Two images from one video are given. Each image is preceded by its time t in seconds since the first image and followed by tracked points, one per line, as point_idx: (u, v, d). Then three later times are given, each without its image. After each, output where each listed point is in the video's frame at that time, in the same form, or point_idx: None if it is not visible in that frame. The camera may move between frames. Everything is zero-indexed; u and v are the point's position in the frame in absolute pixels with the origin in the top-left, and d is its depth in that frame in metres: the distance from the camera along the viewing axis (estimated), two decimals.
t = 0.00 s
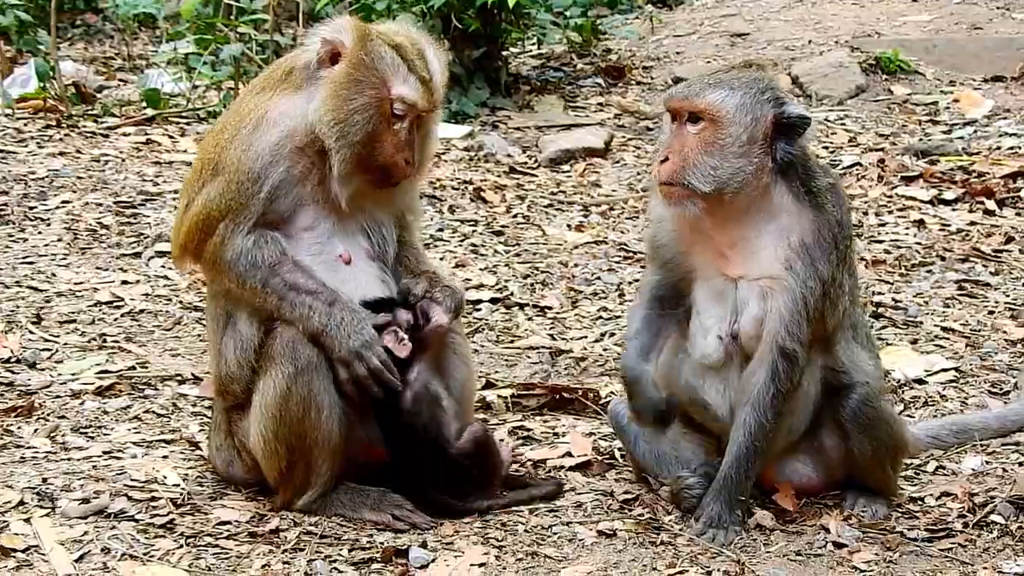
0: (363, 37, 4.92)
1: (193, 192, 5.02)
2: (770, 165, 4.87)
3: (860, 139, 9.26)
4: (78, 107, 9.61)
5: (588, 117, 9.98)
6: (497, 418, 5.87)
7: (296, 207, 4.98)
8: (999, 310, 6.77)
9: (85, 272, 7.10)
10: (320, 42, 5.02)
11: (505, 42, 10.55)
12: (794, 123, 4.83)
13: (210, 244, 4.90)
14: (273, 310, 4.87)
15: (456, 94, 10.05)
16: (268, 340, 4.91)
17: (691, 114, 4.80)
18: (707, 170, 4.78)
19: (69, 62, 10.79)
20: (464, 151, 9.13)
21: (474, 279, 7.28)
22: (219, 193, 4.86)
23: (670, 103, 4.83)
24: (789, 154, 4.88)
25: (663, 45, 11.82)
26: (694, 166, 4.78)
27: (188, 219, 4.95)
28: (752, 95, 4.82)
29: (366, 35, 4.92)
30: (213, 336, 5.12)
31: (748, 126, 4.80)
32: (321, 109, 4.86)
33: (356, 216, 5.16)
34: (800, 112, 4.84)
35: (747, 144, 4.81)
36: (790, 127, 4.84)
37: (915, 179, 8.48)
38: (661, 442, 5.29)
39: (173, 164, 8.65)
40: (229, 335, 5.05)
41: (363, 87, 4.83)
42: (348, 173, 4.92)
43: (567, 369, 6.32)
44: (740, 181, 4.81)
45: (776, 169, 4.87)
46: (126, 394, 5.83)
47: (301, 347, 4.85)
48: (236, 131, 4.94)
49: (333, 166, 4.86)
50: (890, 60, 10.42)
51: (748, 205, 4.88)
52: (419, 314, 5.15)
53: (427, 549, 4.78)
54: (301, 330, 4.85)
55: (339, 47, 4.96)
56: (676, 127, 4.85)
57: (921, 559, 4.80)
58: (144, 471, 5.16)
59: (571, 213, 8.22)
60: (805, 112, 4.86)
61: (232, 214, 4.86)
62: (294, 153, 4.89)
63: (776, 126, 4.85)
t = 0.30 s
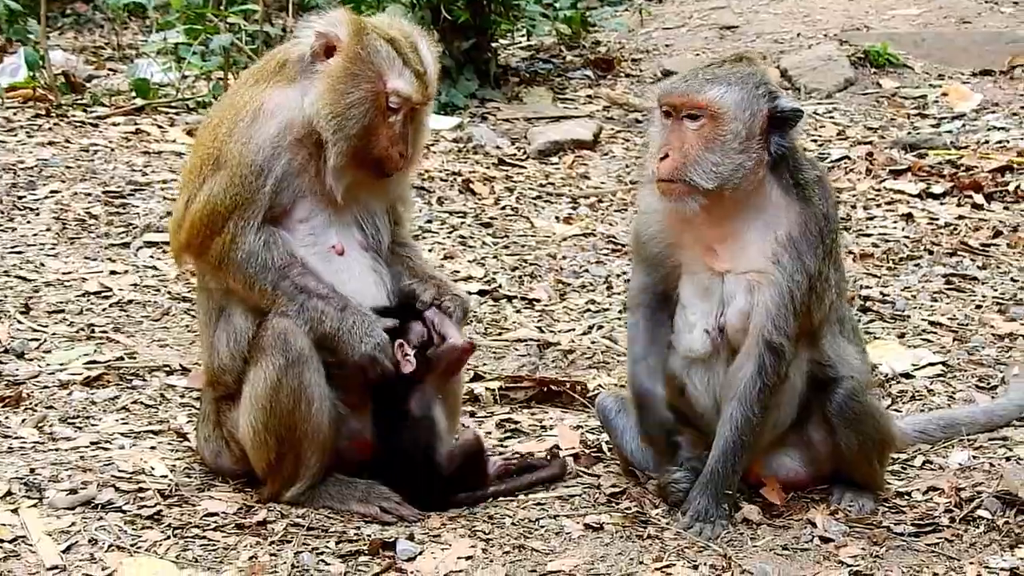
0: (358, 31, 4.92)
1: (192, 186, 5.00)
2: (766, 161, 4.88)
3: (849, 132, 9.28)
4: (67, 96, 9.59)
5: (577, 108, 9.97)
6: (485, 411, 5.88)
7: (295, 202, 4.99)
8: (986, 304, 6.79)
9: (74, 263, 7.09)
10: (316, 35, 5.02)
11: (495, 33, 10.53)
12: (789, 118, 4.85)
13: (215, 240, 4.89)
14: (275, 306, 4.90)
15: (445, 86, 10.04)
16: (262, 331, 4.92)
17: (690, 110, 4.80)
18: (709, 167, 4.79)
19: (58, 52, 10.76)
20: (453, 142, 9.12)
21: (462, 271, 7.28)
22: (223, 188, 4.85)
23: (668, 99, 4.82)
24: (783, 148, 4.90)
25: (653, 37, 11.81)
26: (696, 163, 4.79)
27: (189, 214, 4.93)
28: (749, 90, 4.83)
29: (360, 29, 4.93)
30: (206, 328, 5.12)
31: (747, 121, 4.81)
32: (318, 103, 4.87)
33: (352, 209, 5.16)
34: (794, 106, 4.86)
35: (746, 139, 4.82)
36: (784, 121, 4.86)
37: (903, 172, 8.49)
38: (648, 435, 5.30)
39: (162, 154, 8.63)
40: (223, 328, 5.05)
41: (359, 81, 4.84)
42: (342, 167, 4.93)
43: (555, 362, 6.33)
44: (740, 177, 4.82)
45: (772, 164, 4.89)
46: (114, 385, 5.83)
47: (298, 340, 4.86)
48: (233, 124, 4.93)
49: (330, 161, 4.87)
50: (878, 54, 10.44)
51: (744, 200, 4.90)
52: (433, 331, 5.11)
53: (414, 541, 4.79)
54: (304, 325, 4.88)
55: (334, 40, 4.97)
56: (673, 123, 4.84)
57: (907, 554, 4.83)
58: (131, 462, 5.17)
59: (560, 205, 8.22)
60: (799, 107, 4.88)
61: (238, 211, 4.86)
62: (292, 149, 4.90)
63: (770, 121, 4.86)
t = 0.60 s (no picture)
0: (347, 23, 4.92)
1: (194, 185, 5.01)
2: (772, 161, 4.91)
3: (842, 131, 9.29)
4: (60, 93, 9.58)
5: (570, 107, 9.98)
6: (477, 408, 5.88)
7: (291, 198, 4.99)
8: (978, 303, 6.80)
9: (66, 259, 7.08)
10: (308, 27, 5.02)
11: (488, 31, 10.53)
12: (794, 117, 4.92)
13: (217, 238, 4.90)
14: (269, 305, 4.90)
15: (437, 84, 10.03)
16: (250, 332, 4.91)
17: (719, 109, 4.76)
18: (738, 168, 4.77)
19: (51, 49, 10.75)
20: (446, 140, 9.12)
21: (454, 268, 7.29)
22: (222, 186, 4.87)
23: (696, 97, 4.76)
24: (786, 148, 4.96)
25: (646, 35, 11.82)
26: (724, 163, 4.76)
27: (193, 213, 4.94)
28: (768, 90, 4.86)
29: (350, 21, 4.93)
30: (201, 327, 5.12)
31: (770, 122, 4.82)
32: (308, 95, 4.87)
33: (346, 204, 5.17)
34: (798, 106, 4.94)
35: (769, 139, 4.82)
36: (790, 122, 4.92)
37: (896, 171, 8.51)
38: (640, 432, 5.36)
39: (155, 151, 8.63)
40: (215, 325, 5.05)
41: (349, 73, 4.84)
42: (335, 159, 4.93)
43: (547, 359, 6.33)
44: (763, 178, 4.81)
45: (782, 165, 4.92)
46: (106, 381, 5.83)
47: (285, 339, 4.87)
48: (229, 120, 4.94)
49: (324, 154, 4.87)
50: (871, 52, 10.45)
51: (751, 203, 4.91)
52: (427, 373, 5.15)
53: (405, 538, 4.80)
54: (297, 327, 4.88)
55: (324, 33, 4.96)
56: (699, 122, 4.78)
57: (899, 552, 4.84)
58: (123, 458, 5.17)
59: (553, 203, 8.23)
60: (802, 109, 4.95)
61: (238, 208, 4.87)
62: (287, 141, 4.90)
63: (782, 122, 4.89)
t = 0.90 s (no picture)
0: (346, 22, 4.94)
1: (189, 184, 5.00)
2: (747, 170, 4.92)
3: (835, 131, 9.30)
4: (52, 90, 9.60)
5: (563, 106, 9.99)
6: (468, 406, 5.89)
7: (287, 197, 5.00)
8: (970, 303, 6.81)
9: (58, 256, 7.09)
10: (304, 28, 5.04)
11: (482, 30, 10.54)
12: (761, 123, 4.88)
13: (214, 236, 4.89)
14: (265, 304, 4.89)
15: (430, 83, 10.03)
16: (242, 329, 4.92)
17: (663, 148, 4.80)
18: (693, 200, 4.84)
19: (44, 46, 10.76)
20: (439, 139, 9.13)
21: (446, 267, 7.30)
22: (219, 183, 4.86)
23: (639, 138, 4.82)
24: (764, 154, 4.95)
25: (640, 35, 11.83)
26: (678, 197, 4.84)
27: (190, 211, 4.93)
28: (718, 111, 4.85)
29: (349, 20, 4.95)
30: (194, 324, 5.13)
31: (719, 146, 4.83)
32: (307, 93, 4.88)
33: (340, 204, 5.20)
34: (766, 112, 4.88)
35: (723, 162, 4.84)
36: (759, 129, 4.89)
37: (889, 172, 8.52)
38: (633, 430, 5.32)
39: (148, 148, 8.64)
40: (208, 322, 5.06)
41: (349, 73, 4.86)
42: (333, 158, 4.94)
43: (539, 357, 6.34)
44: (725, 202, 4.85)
45: (766, 167, 4.94)
46: (97, 377, 5.84)
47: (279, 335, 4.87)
48: (226, 118, 4.93)
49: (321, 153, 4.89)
50: (865, 53, 10.46)
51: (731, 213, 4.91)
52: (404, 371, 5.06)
53: (396, 535, 4.81)
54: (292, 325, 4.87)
55: (322, 32, 4.97)
56: (650, 159, 4.86)
57: (889, 550, 4.84)
58: (113, 454, 5.18)
59: (546, 202, 8.24)
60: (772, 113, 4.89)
61: (235, 205, 4.86)
62: (283, 139, 4.91)
63: (746, 132, 4.90)
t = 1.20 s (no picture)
0: (341, 22, 4.96)
1: (182, 183, 4.95)
2: (738, 173, 4.92)
3: (825, 131, 9.32)
4: (42, 88, 9.64)
5: (553, 106, 10.00)
6: (458, 403, 5.89)
7: (284, 196, 4.99)
8: (961, 303, 6.82)
9: (47, 253, 7.10)
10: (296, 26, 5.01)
11: (473, 30, 10.57)
12: (748, 125, 4.89)
13: (213, 236, 4.85)
14: (265, 304, 4.89)
15: (420, 82, 10.06)
16: (234, 326, 4.90)
17: (653, 158, 4.80)
18: (686, 207, 4.84)
19: (35, 45, 10.78)
20: (429, 138, 9.15)
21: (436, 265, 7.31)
22: (218, 182, 4.81)
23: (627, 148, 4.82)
24: (753, 155, 4.96)
25: (630, 35, 11.84)
26: (672, 206, 4.84)
27: (187, 211, 4.87)
28: (705, 118, 4.85)
29: (344, 19, 4.97)
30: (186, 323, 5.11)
31: (709, 151, 4.83)
32: (304, 93, 4.88)
33: (333, 202, 5.21)
34: (752, 114, 4.88)
35: (714, 166, 4.84)
36: (745, 131, 4.90)
37: (879, 171, 8.54)
38: (622, 428, 5.33)
39: (137, 146, 8.66)
40: (199, 320, 5.06)
41: (344, 72, 4.89)
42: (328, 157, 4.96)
43: (529, 355, 6.35)
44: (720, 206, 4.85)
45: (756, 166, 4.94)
46: (87, 373, 5.85)
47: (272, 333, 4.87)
48: (220, 116, 4.87)
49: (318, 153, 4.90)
50: (856, 53, 10.49)
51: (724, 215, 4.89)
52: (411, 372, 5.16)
53: (385, 532, 4.81)
54: (292, 325, 4.89)
55: (317, 31, 4.98)
56: (641, 170, 4.87)
57: (880, 548, 4.84)
58: (103, 450, 5.18)
59: (536, 201, 8.26)
60: (757, 115, 4.89)
61: (235, 204, 4.83)
62: (280, 138, 4.89)
63: (734, 135, 4.90)
